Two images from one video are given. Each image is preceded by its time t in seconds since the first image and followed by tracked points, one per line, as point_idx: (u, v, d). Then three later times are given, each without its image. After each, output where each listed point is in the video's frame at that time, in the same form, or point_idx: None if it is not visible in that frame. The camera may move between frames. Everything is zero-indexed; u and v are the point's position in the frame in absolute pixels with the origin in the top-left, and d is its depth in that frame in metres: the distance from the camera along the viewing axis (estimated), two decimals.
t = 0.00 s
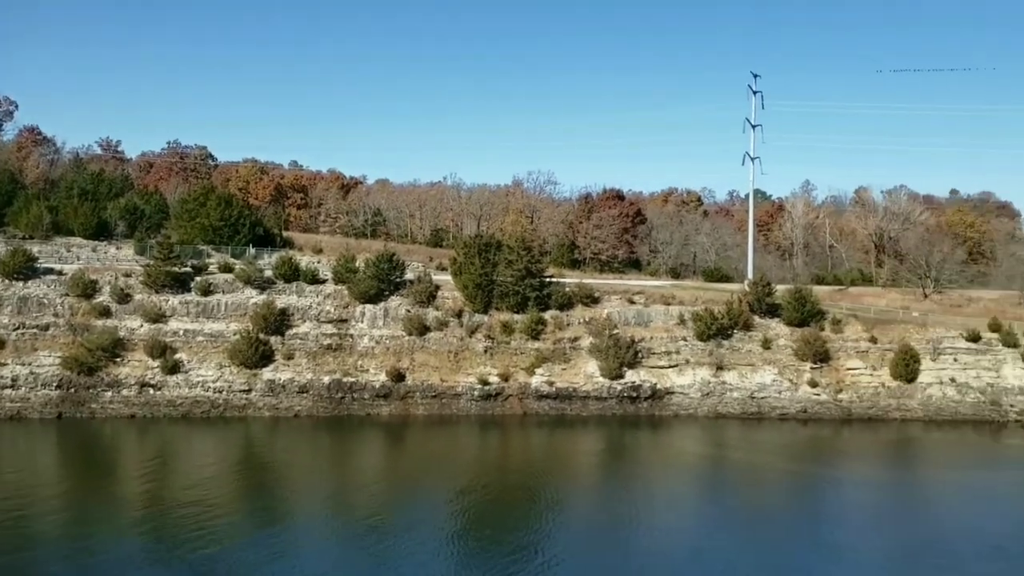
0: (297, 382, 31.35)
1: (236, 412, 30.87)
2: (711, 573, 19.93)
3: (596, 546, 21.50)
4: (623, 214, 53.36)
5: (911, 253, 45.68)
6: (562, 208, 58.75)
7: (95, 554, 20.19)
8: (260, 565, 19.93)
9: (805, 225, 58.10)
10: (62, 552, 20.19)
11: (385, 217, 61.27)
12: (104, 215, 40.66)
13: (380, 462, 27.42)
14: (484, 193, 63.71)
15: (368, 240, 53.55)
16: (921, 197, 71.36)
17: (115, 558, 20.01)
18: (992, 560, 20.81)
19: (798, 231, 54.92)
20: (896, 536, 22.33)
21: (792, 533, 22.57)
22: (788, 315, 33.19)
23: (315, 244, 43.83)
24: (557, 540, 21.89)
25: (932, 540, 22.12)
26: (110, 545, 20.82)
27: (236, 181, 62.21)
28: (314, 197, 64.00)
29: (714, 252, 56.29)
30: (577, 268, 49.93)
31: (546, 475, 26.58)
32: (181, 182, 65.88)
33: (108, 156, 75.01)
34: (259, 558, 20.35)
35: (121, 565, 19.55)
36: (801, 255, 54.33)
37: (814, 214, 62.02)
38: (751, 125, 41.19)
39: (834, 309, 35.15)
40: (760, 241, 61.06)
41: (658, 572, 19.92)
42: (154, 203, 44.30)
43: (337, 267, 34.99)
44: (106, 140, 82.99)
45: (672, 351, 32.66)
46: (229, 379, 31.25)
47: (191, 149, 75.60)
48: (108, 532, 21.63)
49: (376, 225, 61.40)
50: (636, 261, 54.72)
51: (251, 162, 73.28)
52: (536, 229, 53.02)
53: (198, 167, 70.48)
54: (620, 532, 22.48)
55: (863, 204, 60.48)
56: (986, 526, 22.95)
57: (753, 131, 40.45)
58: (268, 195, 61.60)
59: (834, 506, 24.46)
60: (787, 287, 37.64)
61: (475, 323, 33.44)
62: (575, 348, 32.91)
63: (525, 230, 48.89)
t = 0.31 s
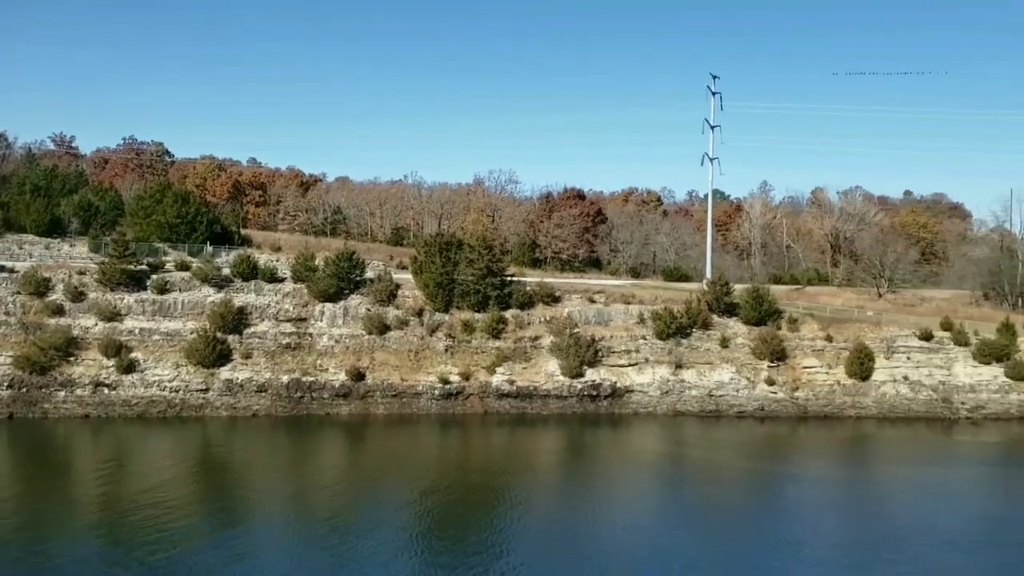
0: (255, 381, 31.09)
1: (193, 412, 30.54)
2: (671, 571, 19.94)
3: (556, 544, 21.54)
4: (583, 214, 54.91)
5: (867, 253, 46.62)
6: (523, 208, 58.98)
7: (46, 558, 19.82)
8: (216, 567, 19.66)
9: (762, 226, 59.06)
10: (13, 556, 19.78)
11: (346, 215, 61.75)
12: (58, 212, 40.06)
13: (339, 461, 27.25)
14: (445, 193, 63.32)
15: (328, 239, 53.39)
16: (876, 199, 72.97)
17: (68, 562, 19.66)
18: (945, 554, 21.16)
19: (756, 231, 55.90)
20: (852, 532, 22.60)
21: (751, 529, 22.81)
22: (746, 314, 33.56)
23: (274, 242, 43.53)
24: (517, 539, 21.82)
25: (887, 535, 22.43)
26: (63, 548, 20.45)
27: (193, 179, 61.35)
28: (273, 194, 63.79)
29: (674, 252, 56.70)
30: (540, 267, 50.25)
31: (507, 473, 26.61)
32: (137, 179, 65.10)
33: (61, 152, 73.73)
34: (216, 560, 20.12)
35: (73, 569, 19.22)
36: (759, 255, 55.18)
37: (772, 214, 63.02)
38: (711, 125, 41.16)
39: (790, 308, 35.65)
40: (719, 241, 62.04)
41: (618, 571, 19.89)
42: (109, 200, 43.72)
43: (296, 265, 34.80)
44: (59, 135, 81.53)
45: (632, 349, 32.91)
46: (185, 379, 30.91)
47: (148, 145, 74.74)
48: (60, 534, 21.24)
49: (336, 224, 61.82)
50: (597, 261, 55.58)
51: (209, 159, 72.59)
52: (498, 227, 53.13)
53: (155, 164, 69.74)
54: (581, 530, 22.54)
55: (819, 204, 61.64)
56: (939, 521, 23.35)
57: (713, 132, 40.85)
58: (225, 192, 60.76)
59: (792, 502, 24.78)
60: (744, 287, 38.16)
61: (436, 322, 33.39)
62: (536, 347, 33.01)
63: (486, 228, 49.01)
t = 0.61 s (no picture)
0: (219, 380, 30.85)
1: (155, 412, 30.23)
2: (636, 570, 19.92)
3: (521, 542, 21.59)
4: (550, 213, 54.74)
5: (829, 254, 47.31)
6: (490, 207, 58.73)
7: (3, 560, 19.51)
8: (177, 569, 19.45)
9: (727, 226, 59.88)
10: None
11: (312, 213, 61.69)
12: (17, 209, 39.62)
13: (304, 461, 27.09)
14: (411, 191, 63.82)
15: (293, 236, 53.22)
16: (838, 200, 74.34)
17: (25, 564, 19.37)
18: (906, 549, 21.42)
19: (721, 232, 56.75)
20: (815, 529, 22.78)
21: (715, 526, 23.01)
22: (710, 314, 33.94)
23: (238, 240, 43.29)
24: (481, 539, 21.71)
25: (849, 531, 22.72)
26: (20, 550, 20.13)
27: (156, 175, 61.61)
28: (237, 191, 63.81)
29: (640, 252, 57.65)
30: (507, 267, 50.06)
31: (472, 472, 26.62)
32: (98, 175, 64.63)
33: (19, 147, 72.70)
34: (177, 561, 19.87)
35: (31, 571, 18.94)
36: (723, 255, 56.02)
37: (736, 215, 63.84)
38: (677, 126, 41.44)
39: (753, 308, 36.11)
40: (684, 241, 62.88)
41: (582, 571, 19.80)
42: (70, 197, 43.30)
43: (260, 264, 34.67)
44: (18, 131, 80.65)
45: (597, 349, 33.16)
46: (148, 378, 30.60)
47: (109, 140, 73.81)
48: (17, 536, 20.90)
49: (301, 221, 61.19)
50: (564, 260, 55.71)
51: (173, 156, 72.08)
52: (464, 226, 53.23)
53: (116, 160, 69.20)
54: (546, 528, 22.59)
55: (783, 205, 62.45)
56: (900, 517, 23.66)
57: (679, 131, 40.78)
58: (189, 189, 61.29)
59: (755, 499, 25.03)
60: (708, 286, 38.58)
61: (402, 321, 33.40)
62: (502, 346, 33.15)
63: (453, 228, 49.10)
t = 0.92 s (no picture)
0: (189, 380, 30.64)
1: (124, 412, 29.96)
2: (611, 569, 19.92)
3: (493, 541, 21.67)
4: (523, 213, 54.81)
5: (799, 254, 47.74)
6: (464, 206, 58.82)
7: None
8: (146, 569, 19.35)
9: (699, 226, 60.39)
10: None
11: (283, 212, 61.36)
12: None
13: (275, 460, 26.98)
14: (384, 189, 63.79)
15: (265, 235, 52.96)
16: (808, 200, 75.33)
17: None
18: (877, 547, 21.66)
19: (692, 231, 57.37)
20: (788, 528, 22.93)
21: (686, 523, 23.20)
22: (682, 313, 34.17)
23: (209, 238, 43.00)
24: (455, 540, 21.63)
25: (817, 527, 23.03)
26: None
27: (125, 173, 61.85)
28: (208, 189, 63.84)
29: (613, 252, 58.02)
30: (479, 266, 50.75)
31: (445, 470, 26.66)
32: (66, 172, 64.08)
33: None
34: (147, 564, 19.67)
35: None
36: (694, 255, 56.75)
37: (709, 215, 64.36)
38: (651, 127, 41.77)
39: (724, 307, 36.45)
40: (657, 240, 63.00)
41: (557, 571, 19.75)
42: (38, 194, 42.82)
43: (231, 262, 34.48)
44: None
45: (570, 348, 33.38)
46: (116, 378, 30.33)
47: (78, 138, 73.16)
48: None
49: (273, 220, 61.42)
50: (538, 259, 56.03)
51: (143, 154, 71.53)
52: (437, 225, 53.03)
53: (85, 157, 68.62)
54: (518, 526, 22.69)
55: (754, 206, 62.90)
56: (871, 514, 23.93)
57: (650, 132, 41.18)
58: (159, 186, 61.26)
59: (726, 496, 25.23)
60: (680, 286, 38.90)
61: (375, 320, 33.34)
62: (475, 345, 33.25)
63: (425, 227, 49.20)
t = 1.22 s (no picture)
0: (165, 377, 30.51)
1: (99, 409, 29.77)
2: (590, 565, 19.89)
3: (472, 536, 21.69)
4: (503, 208, 55.51)
5: (776, 250, 48.10)
6: (443, 201, 58.91)
7: None
8: (122, 566, 19.26)
9: (677, 223, 60.73)
10: None
11: (260, 207, 60.89)
12: None
13: (252, 457, 26.90)
14: (363, 185, 63.70)
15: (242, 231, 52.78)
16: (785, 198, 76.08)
17: None
18: (853, 541, 21.82)
19: (670, 228, 57.82)
20: (766, 523, 23.04)
21: (664, 517, 23.34)
22: (660, 309, 34.47)
23: (185, 234, 42.80)
24: (434, 536, 21.56)
25: (793, 521, 23.23)
26: None
27: (100, 168, 61.44)
28: (184, 184, 63.80)
29: (592, 248, 58.08)
30: (459, 262, 51.31)
31: (424, 466, 26.66)
32: (40, 167, 63.52)
33: None
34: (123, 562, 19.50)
35: None
36: (672, 251, 57.14)
37: (686, 212, 64.78)
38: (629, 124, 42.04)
39: (701, 304, 36.75)
40: (635, 237, 63.72)
41: (534, 566, 19.83)
42: (11, 188, 42.45)
43: (208, 258, 34.30)
44: None
45: (549, 344, 33.53)
46: (91, 374, 30.19)
47: (52, 132, 72.58)
48: None
49: (250, 216, 60.79)
50: (516, 255, 56.23)
51: (118, 149, 71.02)
52: (416, 221, 52.91)
53: (59, 151, 68.04)
54: (497, 521, 22.74)
55: (732, 203, 63.25)
56: (847, 509, 24.12)
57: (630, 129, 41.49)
58: (135, 181, 60.89)
59: (704, 490, 25.40)
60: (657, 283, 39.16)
61: (353, 316, 33.42)
62: (454, 341, 33.32)
63: (404, 223, 49.29)
